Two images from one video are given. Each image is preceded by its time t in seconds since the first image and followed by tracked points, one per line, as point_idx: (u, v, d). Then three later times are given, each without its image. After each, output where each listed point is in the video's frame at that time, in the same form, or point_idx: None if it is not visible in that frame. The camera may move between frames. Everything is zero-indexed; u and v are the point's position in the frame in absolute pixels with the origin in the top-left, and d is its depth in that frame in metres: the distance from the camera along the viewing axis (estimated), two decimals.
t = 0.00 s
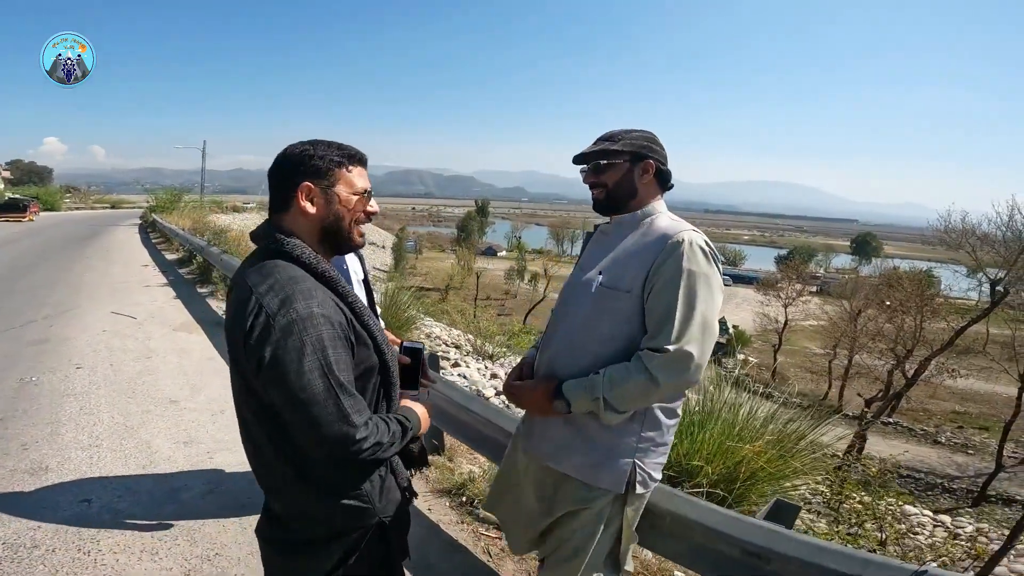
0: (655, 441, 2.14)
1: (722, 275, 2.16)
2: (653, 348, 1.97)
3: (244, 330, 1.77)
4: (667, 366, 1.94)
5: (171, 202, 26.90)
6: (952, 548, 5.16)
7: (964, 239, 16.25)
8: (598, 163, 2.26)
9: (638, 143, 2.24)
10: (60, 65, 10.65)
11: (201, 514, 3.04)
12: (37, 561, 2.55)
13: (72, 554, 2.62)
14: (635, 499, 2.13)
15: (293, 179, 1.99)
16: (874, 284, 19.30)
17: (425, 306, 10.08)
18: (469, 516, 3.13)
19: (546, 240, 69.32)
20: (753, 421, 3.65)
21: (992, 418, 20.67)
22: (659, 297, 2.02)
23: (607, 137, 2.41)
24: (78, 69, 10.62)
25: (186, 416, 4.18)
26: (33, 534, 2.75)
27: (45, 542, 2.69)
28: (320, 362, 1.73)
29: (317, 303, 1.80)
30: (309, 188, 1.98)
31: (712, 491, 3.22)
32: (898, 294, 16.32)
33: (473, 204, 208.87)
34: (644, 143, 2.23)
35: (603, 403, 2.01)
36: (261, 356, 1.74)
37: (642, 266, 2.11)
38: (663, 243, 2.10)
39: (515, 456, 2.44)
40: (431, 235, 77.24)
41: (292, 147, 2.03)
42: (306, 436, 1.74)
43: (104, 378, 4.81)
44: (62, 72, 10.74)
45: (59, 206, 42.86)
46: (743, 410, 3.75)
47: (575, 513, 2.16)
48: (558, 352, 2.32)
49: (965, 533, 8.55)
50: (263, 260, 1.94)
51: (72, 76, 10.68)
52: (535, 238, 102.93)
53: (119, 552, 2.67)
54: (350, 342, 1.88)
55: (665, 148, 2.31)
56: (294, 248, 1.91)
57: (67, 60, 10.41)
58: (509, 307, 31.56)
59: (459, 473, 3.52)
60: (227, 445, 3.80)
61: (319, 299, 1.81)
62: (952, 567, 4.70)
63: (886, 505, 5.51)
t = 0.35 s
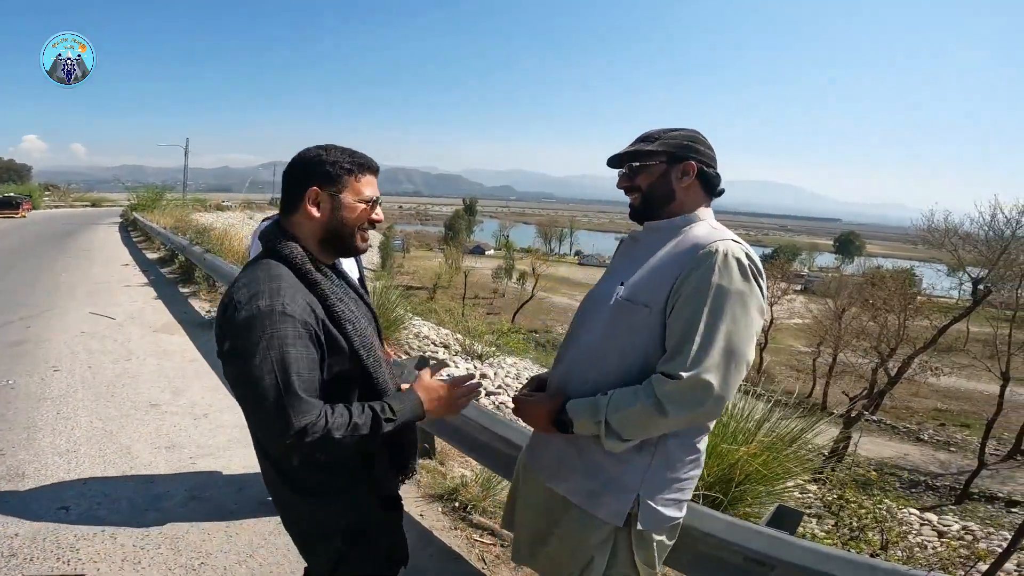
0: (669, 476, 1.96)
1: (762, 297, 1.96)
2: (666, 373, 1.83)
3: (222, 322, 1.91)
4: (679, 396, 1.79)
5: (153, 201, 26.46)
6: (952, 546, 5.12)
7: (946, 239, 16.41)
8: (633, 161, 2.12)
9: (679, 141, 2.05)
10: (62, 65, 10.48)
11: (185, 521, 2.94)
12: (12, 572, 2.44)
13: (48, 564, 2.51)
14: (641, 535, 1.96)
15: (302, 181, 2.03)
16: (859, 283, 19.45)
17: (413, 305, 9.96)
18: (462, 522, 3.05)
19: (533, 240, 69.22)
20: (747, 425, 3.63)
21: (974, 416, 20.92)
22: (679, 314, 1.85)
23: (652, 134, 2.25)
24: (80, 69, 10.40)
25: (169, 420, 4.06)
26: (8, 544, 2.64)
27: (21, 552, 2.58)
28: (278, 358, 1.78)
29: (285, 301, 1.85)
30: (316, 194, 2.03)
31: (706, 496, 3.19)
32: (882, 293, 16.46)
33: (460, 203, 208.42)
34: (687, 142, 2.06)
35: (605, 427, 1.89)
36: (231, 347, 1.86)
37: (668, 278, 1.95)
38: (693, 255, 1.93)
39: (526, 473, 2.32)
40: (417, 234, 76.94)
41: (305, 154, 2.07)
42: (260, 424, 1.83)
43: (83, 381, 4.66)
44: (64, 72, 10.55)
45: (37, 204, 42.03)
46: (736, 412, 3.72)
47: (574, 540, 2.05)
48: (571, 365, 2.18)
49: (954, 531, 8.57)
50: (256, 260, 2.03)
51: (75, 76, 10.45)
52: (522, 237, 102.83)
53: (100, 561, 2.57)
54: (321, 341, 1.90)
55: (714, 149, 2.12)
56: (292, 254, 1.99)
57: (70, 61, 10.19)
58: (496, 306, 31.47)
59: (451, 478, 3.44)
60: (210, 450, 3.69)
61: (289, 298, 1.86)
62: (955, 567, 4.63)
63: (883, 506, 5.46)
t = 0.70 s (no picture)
0: (752, 511, 1.77)
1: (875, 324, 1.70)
2: (757, 413, 1.63)
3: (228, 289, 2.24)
4: (773, 439, 1.60)
5: (145, 200, 26.28)
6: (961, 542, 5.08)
7: (938, 239, 16.52)
8: (710, 159, 1.97)
9: (763, 136, 1.86)
10: (61, 65, 10.44)
11: (191, 525, 2.91)
12: None
13: (54, 570, 2.48)
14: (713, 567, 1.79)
15: (322, 182, 2.36)
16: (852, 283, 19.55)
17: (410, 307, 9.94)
18: (470, 523, 3.04)
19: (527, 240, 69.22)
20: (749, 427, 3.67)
21: (965, 415, 21.06)
22: (775, 345, 1.63)
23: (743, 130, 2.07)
24: (80, 69, 10.35)
25: (170, 422, 4.03)
26: (14, 548, 2.62)
27: (27, 556, 2.56)
28: (246, 309, 2.03)
29: (267, 268, 2.13)
30: (330, 192, 2.34)
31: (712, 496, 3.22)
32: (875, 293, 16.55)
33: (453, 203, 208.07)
34: (772, 135, 1.86)
35: (684, 464, 1.71)
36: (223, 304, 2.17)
37: (759, 301, 1.72)
38: (792, 275, 1.68)
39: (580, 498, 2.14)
40: (411, 233, 76.81)
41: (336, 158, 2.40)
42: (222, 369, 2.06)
43: (81, 383, 4.62)
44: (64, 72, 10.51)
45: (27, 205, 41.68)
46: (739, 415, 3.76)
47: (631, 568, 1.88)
48: (639, 392, 1.97)
49: (950, 530, 8.61)
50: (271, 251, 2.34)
51: (75, 76, 10.40)
52: (515, 237, 102.88)
53: (108, 566, 2.54)
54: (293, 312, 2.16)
55: (813, 143, 1.89)
56: (309, 250, 2.28)
57: (69, 61, 10.15)
58: (491, 306, 31.47)
59: (457, 479, 3.42)
60: (213, 452, 3.66)
61: (274, 267, 2.15)
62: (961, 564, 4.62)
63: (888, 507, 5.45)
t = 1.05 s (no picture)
0: (791, 507, 1.79)
1: (927, 326, 1.68)
2: (799, 412, 1.65)
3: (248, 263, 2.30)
4: (815, 438, 1.62)
5: (138, 201, 26.16)
6: (962, 535, 5.10)
7: (931, 237, 16.62)
8: (757, 156, 2.00)
9: (813, 132, 1.88)
10: (61, 65, 10.43)
11: (199, 524, 2.91)
12: None
13: (65, 569, 2.48)
14: (750, 560, 1.81)
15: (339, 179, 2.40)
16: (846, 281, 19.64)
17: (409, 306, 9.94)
18: (476, 520, 3.06)
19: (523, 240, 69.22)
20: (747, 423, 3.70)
21: (959, 413, 21.18)
22: (819, 344, 1.64)
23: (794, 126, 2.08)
24: (78, 69, 10.34)
25: (173, 421, 4.03)
26: (22, 548, 2.61)
27: (35, 556, 2.55)
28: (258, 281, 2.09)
29: (283, 246, 2.20)
30: (343, 187, 2.36)
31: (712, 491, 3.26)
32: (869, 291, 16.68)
33: (448, 203, 207.87)
34: (823, 132, 1.87)
35: (723, 460, 1.75)
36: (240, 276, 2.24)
37: (804, 301, 1.73)
38: (839, 274, 1.69)
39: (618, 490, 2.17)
40: (406, 234, 76.66)
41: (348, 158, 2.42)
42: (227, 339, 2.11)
43: (81, 384, 4.60)
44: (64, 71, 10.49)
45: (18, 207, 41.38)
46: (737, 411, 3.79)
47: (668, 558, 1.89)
48: (680, 389, 2.00)
49: (948, 526, 8.66)
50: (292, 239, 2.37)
51: (75, 76, 10.38)
52: (510, 236, 102.78)
53: (118, 566, 2.54)
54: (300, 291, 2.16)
55: (866, 137, 1.88)
56: (323, 236, 2.30)
57: (68, 61, 10.13)
58: (487, 306, 31.46)
59: (461, 476, 3.43)
60: (218, 451, 3.65)
61: (292, 246, 2.21)
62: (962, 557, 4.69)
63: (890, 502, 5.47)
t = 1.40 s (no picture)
0: (780, 496, 1.79)
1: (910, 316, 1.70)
2: (789, 397, 1.66)
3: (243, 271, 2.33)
4: (804, 422, 1.62)
5: (133, 202, 26.05)
6: (960, 534, 5.12)
7: (926, 236, 16.69)
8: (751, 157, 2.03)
9: (802, 136, 1.90)
10: (61, 64, 10.40)
11: (197, 526, 2.90)
12: None
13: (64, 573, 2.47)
14: (740, 548, 1.80)
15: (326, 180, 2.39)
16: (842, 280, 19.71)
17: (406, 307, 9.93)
18: (476, 521, 3.06)
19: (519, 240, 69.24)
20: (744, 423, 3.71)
21: (954, 411, 21.29)
22: (807, 332, 1.66)
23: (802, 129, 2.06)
24: (76, 69, 10.30)
25: (171, 423, 4.02)
26: (21, 552, 2.60)
27: (35, 559, 2.54)
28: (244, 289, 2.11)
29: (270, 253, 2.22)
30: (330, 193, 2.37)
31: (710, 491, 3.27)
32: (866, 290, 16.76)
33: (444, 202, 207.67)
34: (811, 135, 1.88)
35: (714, 445, 1.75)
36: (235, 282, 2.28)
37: (793, 291, 1.75)
38: (825, 265, 1.71)
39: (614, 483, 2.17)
40: (402, 233, 76.55)
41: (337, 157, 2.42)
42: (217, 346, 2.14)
43: (78, 386, 4.58)
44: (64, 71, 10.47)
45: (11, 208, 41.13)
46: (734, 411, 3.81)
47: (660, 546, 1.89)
48: (674, 379, 2.01)
49: (944, 524, 8.71)
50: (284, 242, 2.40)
51: (74, 76, 10.34)
52: (507, 235, 102.74)
53: (117, 569, 2.53)
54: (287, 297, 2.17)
55: (861, 141, 1.86)
56: (310, 241, 2.31)
57: (66, 61, 10.11)
58: (484, 306, 31.44)
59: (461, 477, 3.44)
60: (216, 453, 3.64)
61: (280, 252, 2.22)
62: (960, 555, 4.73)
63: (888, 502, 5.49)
